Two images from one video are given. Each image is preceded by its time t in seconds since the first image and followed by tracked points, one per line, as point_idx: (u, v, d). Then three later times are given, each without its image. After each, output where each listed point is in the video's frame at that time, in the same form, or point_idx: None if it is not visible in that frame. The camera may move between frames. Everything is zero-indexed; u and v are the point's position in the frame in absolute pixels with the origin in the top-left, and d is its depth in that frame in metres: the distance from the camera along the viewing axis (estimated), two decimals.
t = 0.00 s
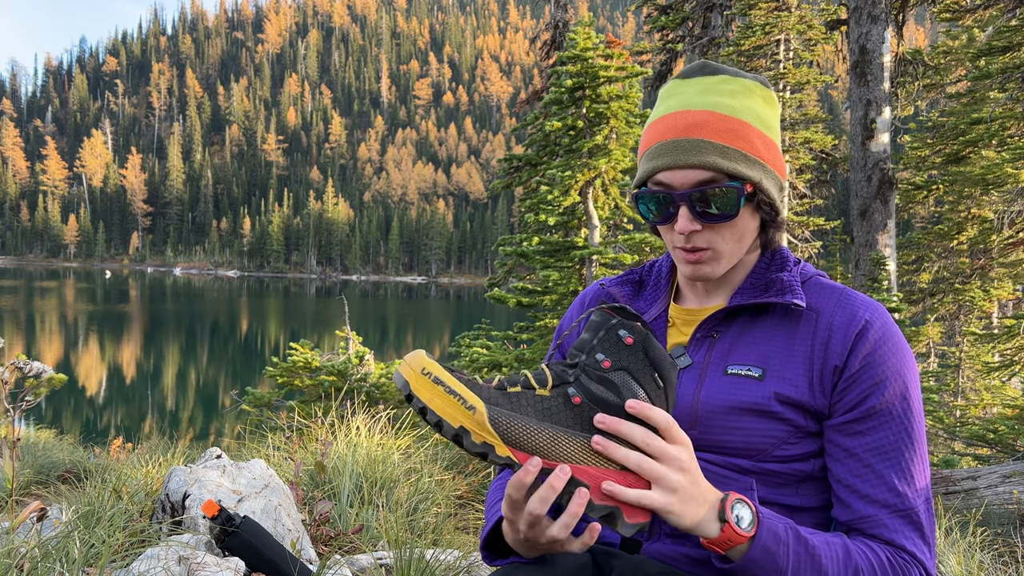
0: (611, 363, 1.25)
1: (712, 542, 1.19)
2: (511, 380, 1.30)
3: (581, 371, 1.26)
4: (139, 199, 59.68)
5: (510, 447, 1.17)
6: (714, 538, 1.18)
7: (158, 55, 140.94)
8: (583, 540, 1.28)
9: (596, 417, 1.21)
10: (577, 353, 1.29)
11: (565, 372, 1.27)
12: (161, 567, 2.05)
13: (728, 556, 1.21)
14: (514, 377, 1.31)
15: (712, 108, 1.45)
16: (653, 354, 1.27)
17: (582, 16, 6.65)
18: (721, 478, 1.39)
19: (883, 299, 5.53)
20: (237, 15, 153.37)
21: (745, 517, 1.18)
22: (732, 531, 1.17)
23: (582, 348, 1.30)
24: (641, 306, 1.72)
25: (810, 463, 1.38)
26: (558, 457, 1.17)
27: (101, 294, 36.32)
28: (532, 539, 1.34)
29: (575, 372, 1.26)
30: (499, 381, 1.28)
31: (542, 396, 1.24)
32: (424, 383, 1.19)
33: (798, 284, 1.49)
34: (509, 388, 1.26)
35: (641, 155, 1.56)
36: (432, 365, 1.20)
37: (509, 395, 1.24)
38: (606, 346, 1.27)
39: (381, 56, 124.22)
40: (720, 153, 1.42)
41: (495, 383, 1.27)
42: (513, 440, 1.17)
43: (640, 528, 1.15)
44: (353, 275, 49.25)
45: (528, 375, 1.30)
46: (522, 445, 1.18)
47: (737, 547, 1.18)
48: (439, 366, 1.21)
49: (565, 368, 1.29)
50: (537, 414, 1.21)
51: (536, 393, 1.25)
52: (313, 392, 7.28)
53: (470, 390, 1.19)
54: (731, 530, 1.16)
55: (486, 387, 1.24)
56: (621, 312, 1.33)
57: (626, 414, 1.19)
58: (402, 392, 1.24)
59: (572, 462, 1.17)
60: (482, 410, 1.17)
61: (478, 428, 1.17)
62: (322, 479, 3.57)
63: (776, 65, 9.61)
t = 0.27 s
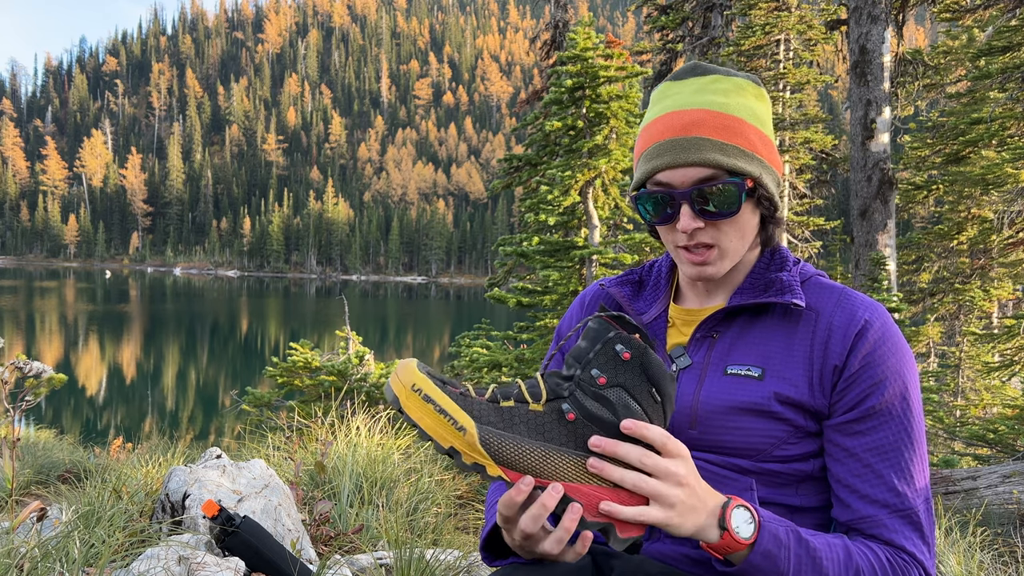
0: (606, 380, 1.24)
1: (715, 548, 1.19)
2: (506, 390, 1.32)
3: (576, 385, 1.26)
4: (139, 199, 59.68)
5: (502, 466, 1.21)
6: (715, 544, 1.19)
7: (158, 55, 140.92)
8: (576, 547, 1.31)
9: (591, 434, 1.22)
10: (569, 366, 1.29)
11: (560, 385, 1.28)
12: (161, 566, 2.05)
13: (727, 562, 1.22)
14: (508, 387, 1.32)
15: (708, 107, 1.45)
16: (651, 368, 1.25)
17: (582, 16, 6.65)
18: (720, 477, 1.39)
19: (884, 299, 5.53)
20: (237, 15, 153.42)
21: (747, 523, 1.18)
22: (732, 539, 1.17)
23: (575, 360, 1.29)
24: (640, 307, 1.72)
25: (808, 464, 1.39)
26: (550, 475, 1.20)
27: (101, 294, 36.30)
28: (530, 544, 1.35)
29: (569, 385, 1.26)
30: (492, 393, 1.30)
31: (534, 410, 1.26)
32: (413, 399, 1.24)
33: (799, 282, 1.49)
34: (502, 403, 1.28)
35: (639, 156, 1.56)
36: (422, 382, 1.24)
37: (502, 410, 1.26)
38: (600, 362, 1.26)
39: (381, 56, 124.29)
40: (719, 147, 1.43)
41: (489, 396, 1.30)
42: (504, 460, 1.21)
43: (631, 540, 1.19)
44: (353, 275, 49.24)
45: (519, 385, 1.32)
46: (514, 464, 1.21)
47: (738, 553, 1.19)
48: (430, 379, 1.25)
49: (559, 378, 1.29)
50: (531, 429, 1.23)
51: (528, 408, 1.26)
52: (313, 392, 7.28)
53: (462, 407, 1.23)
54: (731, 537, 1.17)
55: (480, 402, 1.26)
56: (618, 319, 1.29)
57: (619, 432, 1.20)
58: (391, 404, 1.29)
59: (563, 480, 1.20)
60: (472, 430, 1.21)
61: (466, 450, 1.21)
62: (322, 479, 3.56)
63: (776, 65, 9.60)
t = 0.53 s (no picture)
0: (586, 411, 1.21)
1: None
2: (487, 409, 1.34)
3: (555, 413, 1.25)
4: (139, 199, 59.72)
5: (474, 494, 1.28)
6: None
7: (158, 55, 140.95)
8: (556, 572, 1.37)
9: (569, 464, 1.23)
10: (547, 392, 1.27)
11: (538, 411, 1.27)
12: (162, 566, 2.06)
13: None
14: (490, 406, 1.33)
15: (730, 88, 1.48)
16: (635, 398, 1.20)
17: (582, 17, 6.66)
18: (719, 477, 1.40)
19: (883, 299, 5.54)
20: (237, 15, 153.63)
21: None
22: None
23: (557, 383, 1.27)
24: (638, 306, 1.72)
25: (808, 462, 1.39)
26: (525, 505, 1.24)
27: (101, 294, 36.31)
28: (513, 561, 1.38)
29: (547, 413, 1.26)
30: (471, 414, 1.33)
31: (512, 436, 1.27)
32: (387, 423, 1.32)
33: (794, 279, 1.49)
34: (482, 424, 1.30)
35: (653, 143, 1.56)
36: (396, 405, 1.31)
37: (479, 434, 1.29)
38: (579, 393, 1.22)
39: (381, 57, 124.58)
40: (744, 126, 1.47)
41: (468, 418, 1.32)
42: (476, 488, 1.27)
43: None
44: (354, 275, 49.25)
45: (500, 406, 1.32)
46: (485, 493, 1.27)
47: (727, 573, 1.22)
48: (407, 407, 1.31)
49: (539, 400, 1.29)
50: (504, 459, 1.25)
51: (504, 433, 1.28)
52: (313, 392, 7.28)
53: (436, 438, 1.27)
54: None
55: (457, 428, 1.29)
56: (606, 339, 1.23)
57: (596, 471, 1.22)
58: (368, 424, 1.39)
59: (537, 510, 1.24)
60: (441, 459, 1.26)
61: (440, 481, 1.28)
62: (321, 479, 3.57)
63: (777, 65, 9.60)
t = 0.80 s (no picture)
0: (561, 432, 1.21)
1: None
2: (466, 433, 1.34)
3: (532, 434, 1.25)
4: (139, 200, 59.74)
5: (462, 525, 1.28)
6: None
7: (158, 55, 140.97)
8: None
9: (553, 486, 1.23)
10: (524, 412, 1.28)
11: (516, 434, 1.27)
12: (161, 566, 2.05)
13: None
14: (467, 432, 1.33)
15: (780, 91, 1.49)
16: (610, 409, 1.19)
17: (582, 17, 6.65)
18: (718, 475, 1.41)
19: (883, 299, 5.54)
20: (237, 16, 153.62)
21: None
22: None
23: (533, 405, 1.27)
24: (642, 301, 1.71)
25: (808, 459, 1.39)
26: (513, 526, 1.26)
27: (101, 294, 36.32)
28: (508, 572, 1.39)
29: (526, 435, 1.26)
30: (449, 442, 1.32)
31: (491, 462, 1.27)
32: (363, 467, 1.33)
33: (800, 279, 1.49)
34: (459, 453, 1.29)
35: (703, 123, 1.58)
36: (371, 447, 1.32)
37: (458, 465, 1.28)
38: (553, 415, 1.22)
39: (381, 56, 124.47)
40: (792, 133, 1.48)
41: (447, 447, 1.31)
42: (464, 519, 1.27)
43: None
44: (353, 275, 49.26)
45: (474, 432, 1.33)
46: (471, 522, 1.27)
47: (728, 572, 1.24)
48: (383, 448, 1.32)
49: (516, 421, 1.29)
50: (487, 487, 1.25)
51: (485, 460, 1.28)
52: (313, 392, 7.28)
53: (415, 476, 1.28)
54: None
55: (435, 459, 1.29)
56: (576, 354, 1.22)
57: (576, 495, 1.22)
58: (346, 468, 1.40)
59: (527, 531, 1.26)
60: (422, 497, 1.27)
61: (421, 517, 1.28)
62: (322, 479, 3.56)
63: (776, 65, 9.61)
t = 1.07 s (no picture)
0: (563, 453, 1.21)
1: None
2: (467, 443, 1.33)
3: (535, 451, 1.25)
4: (139, 200, 59.74)
5: (460, 536, 1.28)
6: None
7: (159, 55, 141.01)
8: None
9: (552, 502, 1.23)
10: (526, 428, 1.28)
11: (518, 450, 1.28)
12: (161, 566, 2.05)
13: None
14: (469, 441, 1.33)
15: (801, 94, 1.49)
16: (614, 433, 1.19)
17: (582, 16, 6.65)
18: (721, 477, 1.41)
19: (883, 299, 5.54)
20: (237, 16, 153.77)
21: None
22: None
23: (538, 419, 1.27)
24: (649, 300, 1.70)
25: (812, 463, 1.39)
26: (512, 539, 1.26)
27: (101, 294, 36.31)
28: None
29: (528, 452, 1.26)
30: (450, 452, 1.32)
31: (491, 476, 1.27)
32: (361, 471, 1.32)
33: (810, 281, 1.49)
34: (461, 464, 1.29)
35: (717, 122, 1.58)
36: (372, 453, 1.30)
37: (458, 476, 1.28)
38: (556, 434, 1.22)
39: (381, 56, 124.47)
40: (809, 133, 1.48)
41: (447, 455, 1.31)
42: (460, 530, 1.27)
43: None
44: (353, 275, 49.27)
45: (477, 442, 1.32)
46: (469, 532, 1.27)
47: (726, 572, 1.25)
48: (382, 454, 1.30)
49: (518, 436, 1.29)
50: (487, 500, 1.25)
51: (484, 472, 1.27)
52: (313, 391, 7.28)
53: (414, 486, 1.27)
54: None
55: (437, 469, 1.29)
56: (584, 375, 1.21)
57: (574, 510, 1.22)
58: (346, 469, 1.38)
59: (525, 545, 1.25)
60: (420, 507, 1.27)
61: (419, 526, 1.29)
62: (322, 479, 3.56)
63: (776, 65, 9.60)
